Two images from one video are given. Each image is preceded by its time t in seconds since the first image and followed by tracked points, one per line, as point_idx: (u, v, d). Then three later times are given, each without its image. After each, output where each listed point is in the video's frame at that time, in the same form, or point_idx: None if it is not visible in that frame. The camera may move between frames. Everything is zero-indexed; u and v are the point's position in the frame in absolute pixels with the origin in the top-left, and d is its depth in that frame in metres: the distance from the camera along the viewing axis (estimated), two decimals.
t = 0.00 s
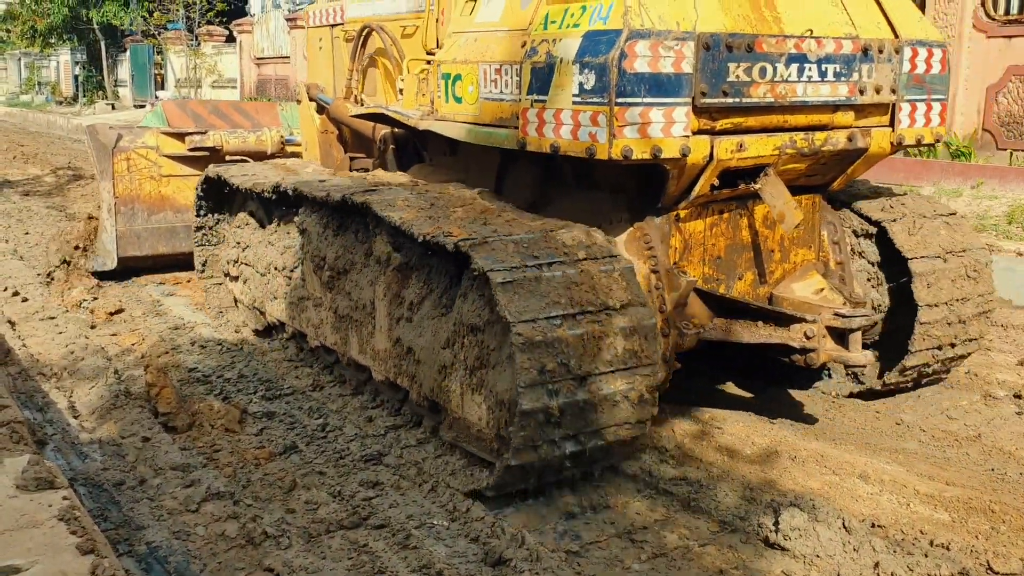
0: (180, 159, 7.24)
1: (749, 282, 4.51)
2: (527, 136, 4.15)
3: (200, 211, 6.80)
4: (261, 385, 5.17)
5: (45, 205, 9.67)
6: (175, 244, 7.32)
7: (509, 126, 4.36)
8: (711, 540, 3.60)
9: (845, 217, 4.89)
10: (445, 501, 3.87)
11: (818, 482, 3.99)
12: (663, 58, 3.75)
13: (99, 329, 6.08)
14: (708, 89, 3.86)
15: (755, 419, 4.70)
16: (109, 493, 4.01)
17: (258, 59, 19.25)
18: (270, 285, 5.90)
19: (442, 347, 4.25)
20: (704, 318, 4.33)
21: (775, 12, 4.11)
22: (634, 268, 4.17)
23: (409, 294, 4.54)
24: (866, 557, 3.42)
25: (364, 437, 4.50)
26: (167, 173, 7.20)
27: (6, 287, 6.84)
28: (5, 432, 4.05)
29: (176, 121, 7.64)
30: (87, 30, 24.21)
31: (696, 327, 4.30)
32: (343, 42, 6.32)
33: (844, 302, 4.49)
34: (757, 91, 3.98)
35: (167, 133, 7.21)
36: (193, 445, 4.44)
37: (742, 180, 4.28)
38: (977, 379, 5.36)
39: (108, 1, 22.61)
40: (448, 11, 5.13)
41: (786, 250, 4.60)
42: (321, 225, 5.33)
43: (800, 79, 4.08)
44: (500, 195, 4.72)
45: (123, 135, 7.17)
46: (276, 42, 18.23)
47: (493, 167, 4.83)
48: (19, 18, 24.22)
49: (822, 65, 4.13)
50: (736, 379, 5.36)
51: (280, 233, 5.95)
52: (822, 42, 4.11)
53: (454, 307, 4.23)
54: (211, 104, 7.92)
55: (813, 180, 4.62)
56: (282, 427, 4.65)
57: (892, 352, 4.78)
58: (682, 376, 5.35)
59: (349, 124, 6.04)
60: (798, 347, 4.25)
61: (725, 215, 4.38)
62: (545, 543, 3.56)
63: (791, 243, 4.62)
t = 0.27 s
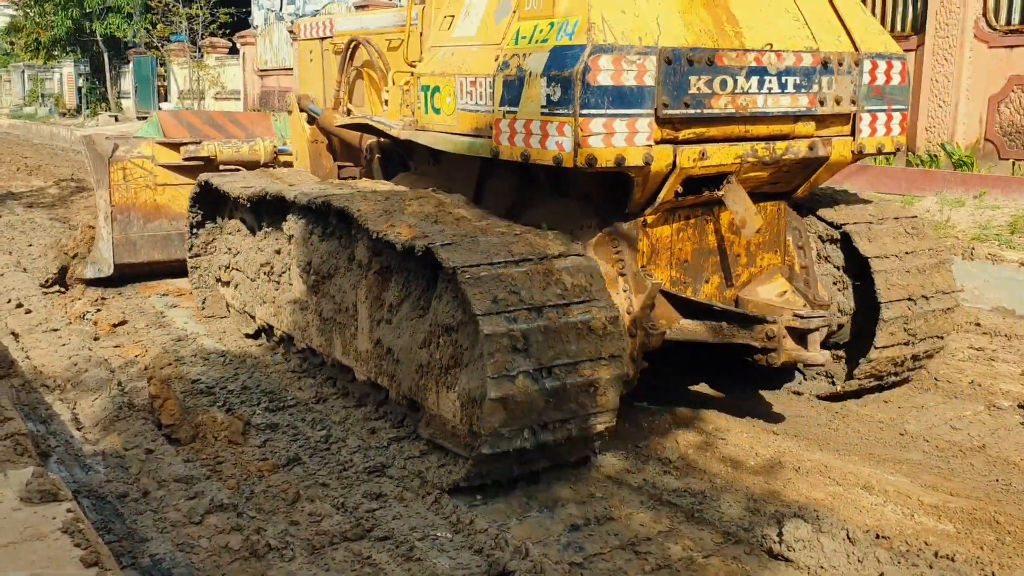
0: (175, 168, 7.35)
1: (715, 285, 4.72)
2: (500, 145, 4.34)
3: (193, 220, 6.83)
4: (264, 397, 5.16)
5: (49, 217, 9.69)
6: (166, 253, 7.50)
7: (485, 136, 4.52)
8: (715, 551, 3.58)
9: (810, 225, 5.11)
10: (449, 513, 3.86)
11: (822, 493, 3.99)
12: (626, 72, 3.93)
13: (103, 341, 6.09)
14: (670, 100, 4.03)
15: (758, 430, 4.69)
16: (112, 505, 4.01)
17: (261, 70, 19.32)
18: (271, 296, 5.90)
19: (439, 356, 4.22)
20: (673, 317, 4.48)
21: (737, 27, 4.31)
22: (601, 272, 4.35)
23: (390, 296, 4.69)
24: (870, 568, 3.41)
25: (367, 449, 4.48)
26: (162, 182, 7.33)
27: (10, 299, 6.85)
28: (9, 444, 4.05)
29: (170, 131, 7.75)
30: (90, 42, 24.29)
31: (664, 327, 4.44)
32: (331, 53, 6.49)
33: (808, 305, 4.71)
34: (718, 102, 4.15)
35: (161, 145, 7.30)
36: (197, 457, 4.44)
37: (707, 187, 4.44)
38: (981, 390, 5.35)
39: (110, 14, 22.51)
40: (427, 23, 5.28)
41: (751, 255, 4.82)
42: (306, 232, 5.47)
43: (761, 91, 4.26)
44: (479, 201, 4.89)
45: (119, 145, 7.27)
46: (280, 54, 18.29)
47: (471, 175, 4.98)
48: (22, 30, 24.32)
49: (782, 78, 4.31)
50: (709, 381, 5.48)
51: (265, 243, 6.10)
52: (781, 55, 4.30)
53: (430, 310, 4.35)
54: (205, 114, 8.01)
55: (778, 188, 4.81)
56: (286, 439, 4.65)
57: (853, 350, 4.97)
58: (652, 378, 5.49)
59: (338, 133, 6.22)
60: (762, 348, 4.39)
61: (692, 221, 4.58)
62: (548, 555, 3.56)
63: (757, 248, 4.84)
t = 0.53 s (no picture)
0: (181, 196, 7.42)
1: (693, 306, 4.82)
2: (483, 173, 4.57)
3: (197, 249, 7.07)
4: (278, 427, 5.17)
5: (63, 248, 9.77)
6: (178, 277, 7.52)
7: (469, 164, 4.71)
8: None
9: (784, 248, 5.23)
10: (463, 543, 3.85)
11: (837, 520, 3.96)
12: (599, 103, 4.09)
13: (117, 372, 6.11)
14: (643, 129, 4.19)
15: (773, 457, 4.67)
16: (127, 537, 4.01)
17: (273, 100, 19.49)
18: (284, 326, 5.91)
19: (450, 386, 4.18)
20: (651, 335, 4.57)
21: (707, 61, 4.50)
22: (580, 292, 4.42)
23: (380, 317, 4.89)
24: None
25: (380, 479, 4.46)
26: (169, 211, 7.39)
27: (25, 332, 6.89)
28: (24, 476, 4.06)
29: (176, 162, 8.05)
30: (104, 75, 24.58)
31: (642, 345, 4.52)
32: (331, 87, 6.64)
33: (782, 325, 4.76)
34: (690, 131, 4.32)
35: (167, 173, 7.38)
36: (211, 488, 4.44)
37: (682, 212, 4.59)
38: (997, 416, 5.33)
39: (125, 46, 23.06)
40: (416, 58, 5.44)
41: (728, 276, 4.92)
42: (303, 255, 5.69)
43: (731, 120, 4.43)
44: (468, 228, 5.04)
45: (126, 176, 7.35)
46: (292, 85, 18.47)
47: (456, 204, 5.10)
48: (37, 63, 24.66)
49: (751, 107, 4.48)
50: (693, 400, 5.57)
51: (272, 270, 6.15)
52: (750, 86, 4.48)
53: (418, 330, 4.56)
54: (210, 145, 8.28)
55: (752, 212, 4.96)
56: (299, 469, 4.64)
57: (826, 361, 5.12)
58: (635, 396, 5.60)
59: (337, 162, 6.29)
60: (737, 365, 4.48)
61: (669, 244, 4.69)
62: None
63: (734, 269, 4.93)
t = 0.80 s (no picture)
0: (188, 222, 7.57)
1: (676, 325, 4.94)
2: (470, 199, 4.68)
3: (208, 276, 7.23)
4: (294, 454, 5.15)
5: (82, 278, 9.85)
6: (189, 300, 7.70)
7: (459, 191, 4.83)
8: None
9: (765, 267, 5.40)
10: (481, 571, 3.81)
11: (858, 546, 3.92)
12: (580, 132, 4.20)
13: (134, 401, 6.13)
14: (622, 156, 4.28)
15: (792, 482, 4.62)
16: (144, 567, 4.01)
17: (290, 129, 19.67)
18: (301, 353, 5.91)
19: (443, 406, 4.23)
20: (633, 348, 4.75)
21: (685, 89, 4.58)
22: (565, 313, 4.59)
23: (375, 337, 5.01)
24: None
25: (397, 506, 4.41)
26: (178, 236, 7.53)
27: (43, 361, 6.94)
28: (43, 505, 4.06)
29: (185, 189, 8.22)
30: (122, 107, 24.87)
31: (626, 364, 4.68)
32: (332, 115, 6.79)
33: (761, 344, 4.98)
34: (668, 157, 4.40)
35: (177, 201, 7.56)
36: (228, 517, 4.44)
37: (664, 235, 4.69)
38: (1020, 441, 5.27)
39: (142, 77, 23.41)
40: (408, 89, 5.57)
41: (711, 296, 5.04)
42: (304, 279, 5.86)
43: (709, 146, 4.50)
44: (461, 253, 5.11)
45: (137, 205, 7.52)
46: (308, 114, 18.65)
47: (451, 228, 5.21)
48: (56, 95, 25.01)
49: (729, 134, 4.56)
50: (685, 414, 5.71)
51: (275, 292, 6.29)
52: (727, 113, 4.56)
53: (410, 348, 4.66)
54: (218, 172, 8.45)
55: (733, 234, 5.06)
56: (316, 497, 4.62)
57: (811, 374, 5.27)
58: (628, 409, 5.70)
59: (339, 188, 6.49)
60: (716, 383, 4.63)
61: (652, 265, 4.82)
62: None
63: (717, 289, 5.07)
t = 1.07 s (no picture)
0: (197, 239, 7.79)
1: (661, 335, 5.09)
2: (461, 215, 4.82)
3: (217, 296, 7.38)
4: (310, 472, 5.14)
5: (99, 297, 9.93)
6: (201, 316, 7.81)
7: (451, 207, 4.98)
8: None
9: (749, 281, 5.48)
10: None
11: (877, 565, 3.88)
12: (562, 150, 4.39)
13: (151, 419, 6.15)
14: (603, 173, 4.49)
15: (811, 500, 4.57)
16: None
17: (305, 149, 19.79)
18: (314, 370, 5.90)
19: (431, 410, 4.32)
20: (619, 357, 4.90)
21: (666, 109, 4.76)
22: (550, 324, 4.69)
23: (371, 347, 5.22)
24: None
25: (413, 525, 4.39)
26: (187, 253, 7.76)
27: (61, 380, 6.98)
28: (61, 524, 4.07)
29: (195, 206, 8.43)
30: (139, 128, 25.09)
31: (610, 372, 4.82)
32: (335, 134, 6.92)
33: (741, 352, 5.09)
34: (648, 174, 4.60)
35: (188, 218, 7.76)
36: (244, 535, 4.43)
37: (646, 248, 4.88)
38: None
39: (160, 98, 23.65)
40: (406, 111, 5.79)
41: (695, 307, 5.20)
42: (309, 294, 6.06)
43: (688, 163, 4.71)
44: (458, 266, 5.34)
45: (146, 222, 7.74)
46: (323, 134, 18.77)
47: (448, 241, 5.41)
48: (74, 116, 25.28)
49: (708, 151, 4.76)
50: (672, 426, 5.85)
51: (277, 303, 6.55)
52: (706, 132, 4.75)
53: (402, 358, 4.88)
54: (227, 190, 8.65)
55: (715, 248, 5.22)
56: (331, 516, 4.61)
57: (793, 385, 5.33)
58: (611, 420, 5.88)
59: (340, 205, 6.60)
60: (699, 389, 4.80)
61: (636, 277, 4.99)
62: None
63: (700, 300, 5.23)
